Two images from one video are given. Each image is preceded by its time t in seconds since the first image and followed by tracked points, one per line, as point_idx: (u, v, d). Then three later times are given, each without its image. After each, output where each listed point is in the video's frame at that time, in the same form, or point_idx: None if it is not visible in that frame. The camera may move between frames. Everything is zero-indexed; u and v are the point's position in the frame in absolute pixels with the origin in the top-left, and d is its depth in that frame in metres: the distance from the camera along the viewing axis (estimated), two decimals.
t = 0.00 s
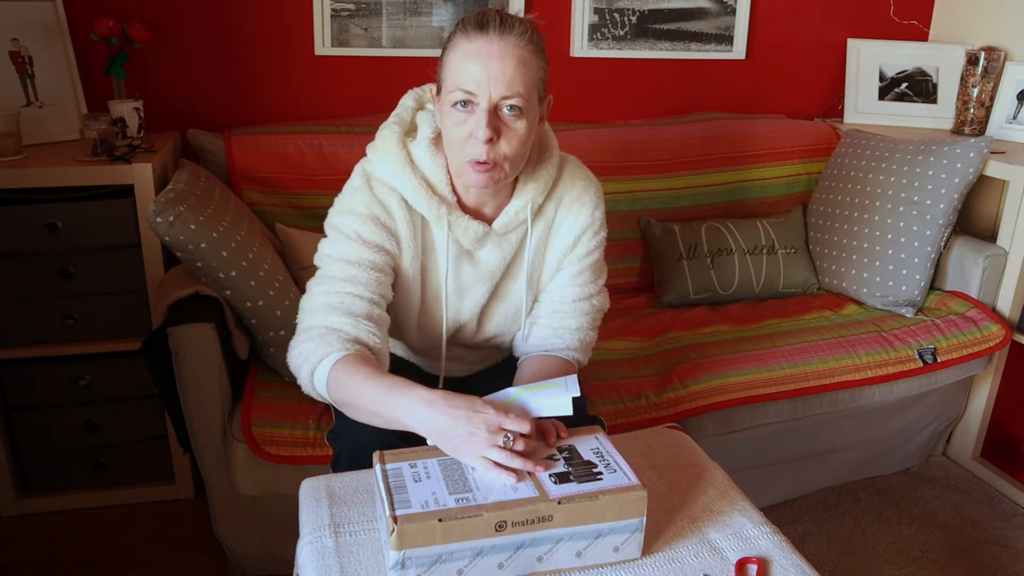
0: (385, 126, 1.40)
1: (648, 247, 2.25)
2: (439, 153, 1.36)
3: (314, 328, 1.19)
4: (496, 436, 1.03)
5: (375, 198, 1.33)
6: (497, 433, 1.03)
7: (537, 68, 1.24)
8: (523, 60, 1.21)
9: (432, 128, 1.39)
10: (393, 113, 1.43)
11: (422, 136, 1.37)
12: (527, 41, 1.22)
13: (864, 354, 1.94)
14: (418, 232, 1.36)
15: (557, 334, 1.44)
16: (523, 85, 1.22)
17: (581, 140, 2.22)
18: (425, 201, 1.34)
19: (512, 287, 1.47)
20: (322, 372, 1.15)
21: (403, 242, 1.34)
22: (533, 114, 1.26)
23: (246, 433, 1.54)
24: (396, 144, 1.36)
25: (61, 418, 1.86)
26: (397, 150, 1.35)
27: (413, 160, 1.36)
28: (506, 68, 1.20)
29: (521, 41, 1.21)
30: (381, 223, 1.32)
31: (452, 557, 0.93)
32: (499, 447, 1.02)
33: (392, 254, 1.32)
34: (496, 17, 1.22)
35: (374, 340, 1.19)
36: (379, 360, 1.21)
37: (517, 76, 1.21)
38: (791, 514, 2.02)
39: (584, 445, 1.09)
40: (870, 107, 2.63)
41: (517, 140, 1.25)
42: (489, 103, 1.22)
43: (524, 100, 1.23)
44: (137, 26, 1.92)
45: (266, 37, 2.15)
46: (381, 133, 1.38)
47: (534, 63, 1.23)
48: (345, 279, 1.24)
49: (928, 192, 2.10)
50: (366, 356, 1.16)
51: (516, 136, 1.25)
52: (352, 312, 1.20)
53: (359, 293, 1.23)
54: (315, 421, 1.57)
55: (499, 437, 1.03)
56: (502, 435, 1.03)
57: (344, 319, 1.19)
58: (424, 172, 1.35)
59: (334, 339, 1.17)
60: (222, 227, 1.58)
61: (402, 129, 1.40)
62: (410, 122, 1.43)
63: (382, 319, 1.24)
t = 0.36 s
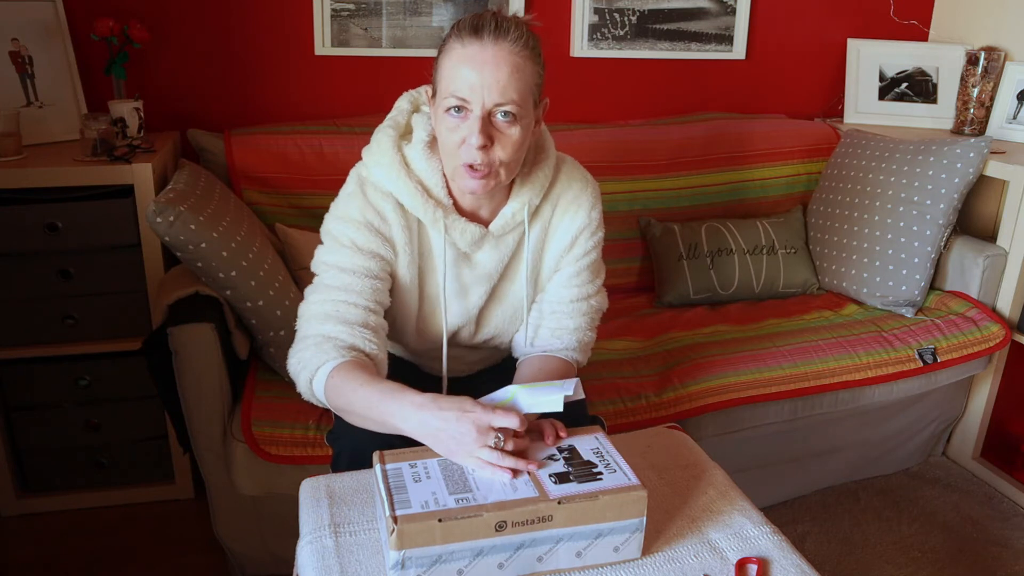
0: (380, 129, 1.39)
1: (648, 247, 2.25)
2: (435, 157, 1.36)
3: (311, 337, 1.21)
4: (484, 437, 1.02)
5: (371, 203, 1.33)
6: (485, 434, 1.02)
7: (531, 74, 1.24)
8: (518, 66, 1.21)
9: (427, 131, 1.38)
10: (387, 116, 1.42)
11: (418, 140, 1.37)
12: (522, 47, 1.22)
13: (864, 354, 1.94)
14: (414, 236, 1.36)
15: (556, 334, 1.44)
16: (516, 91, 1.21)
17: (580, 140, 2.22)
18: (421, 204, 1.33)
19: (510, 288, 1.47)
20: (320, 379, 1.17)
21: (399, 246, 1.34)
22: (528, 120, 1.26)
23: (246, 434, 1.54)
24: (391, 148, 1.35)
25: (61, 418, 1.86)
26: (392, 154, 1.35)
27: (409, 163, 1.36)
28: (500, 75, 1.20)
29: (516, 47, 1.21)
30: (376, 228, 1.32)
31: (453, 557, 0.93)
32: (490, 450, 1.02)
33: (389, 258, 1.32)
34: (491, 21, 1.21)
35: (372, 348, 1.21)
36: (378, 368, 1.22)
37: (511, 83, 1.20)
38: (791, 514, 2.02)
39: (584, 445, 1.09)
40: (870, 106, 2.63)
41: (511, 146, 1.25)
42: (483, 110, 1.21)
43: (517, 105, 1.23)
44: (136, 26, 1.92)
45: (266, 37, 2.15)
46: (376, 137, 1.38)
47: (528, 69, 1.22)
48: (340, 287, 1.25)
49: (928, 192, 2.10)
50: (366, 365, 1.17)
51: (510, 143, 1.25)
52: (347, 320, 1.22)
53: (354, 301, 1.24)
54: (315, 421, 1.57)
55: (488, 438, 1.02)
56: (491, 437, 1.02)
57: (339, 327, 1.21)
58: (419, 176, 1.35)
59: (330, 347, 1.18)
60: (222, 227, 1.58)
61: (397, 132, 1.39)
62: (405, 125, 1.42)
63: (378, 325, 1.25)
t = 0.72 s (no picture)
0: (378, 130, 1.40)
1: (648, 247, 2.25)
2: (433, 157, 1.36)
3: (311, 341, 1.23)
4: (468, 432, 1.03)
5: (368, 204, 1.33)
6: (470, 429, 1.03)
7: (534, 78, 1.24)
8: (521, 71, 1.21)
9: (425, 131, 1.38)
10: (386, 117, 1.43)
11: (415, 140, 1.37)
12: (524, 51, 1.21)
13: (864, 354, 1.94)
14: (413, 236, 1.36)
15: (555, 335, 1.44)
16: (519, 96, 1.22)
17: (580, 140, 2.22)
18: (419, 204, 1.33)
19: (508, 288, 1.47)
20: (320, 381, 1.19)
21: (397, 247, 1.34)
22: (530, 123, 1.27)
23: (246, 433, 1.54)
24: (389, 148, 1.35)
25: (61, 418, 1.86)
26: (390, 155, 1.35)
27: (407, 164, 1.36)
28: (503, 81, 1.20)
29: (519, 51, 1.21)
30: (374, 230, 1.32)
31: (453, 557, 0.93)
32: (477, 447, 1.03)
33: (387, 259, 1.33)
34: (493, 24, 1.21)
35: (372, 352, 1.22)
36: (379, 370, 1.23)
37: (514, 88, 1.21)
38: (791, 514, 2.02)
39: (584, 445, 1.09)
40: (870, 107, 2.63)
41: (514, 150, 1.26)
42: (486, 115, 1.22)
43: (520, 109, 1.23)
44: (137, 26, 1.92)
45: (267, 37, 2.15)
46: (374, 137, 1.38)
47: (530, 73, 1.22)
48: (337, 290, 1.26)
49: (928, 192, 2.10)
50: (367, 368, 1.19)
51: (513, 147, 1.26)
52: (346, 324, 1.23)
53: (352, 304, 1.25)
54: (315, 421, 1.57)
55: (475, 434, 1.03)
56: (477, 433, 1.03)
57: (338, 331, 1.22)
58: (418, 177, 1.35)
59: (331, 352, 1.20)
60: (222, 227, 1.58)
61: (395, 132, 1.40)
62: (403, 125, 1.42)
63: (378, 328, 1.26)
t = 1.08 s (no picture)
0: (378, 132, 1.39)
1: (648, 247, 2.25)
2: (433, 158, 1.36)
3: (318, 347, 1.25)
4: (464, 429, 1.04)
5: (369, 207, 1.33)
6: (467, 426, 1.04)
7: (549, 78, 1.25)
8: (541, 71, 1.22)
9: (425, 133, 1.37)
10: (387, 118, 1.43)
11: (416, 141, 1.36)
12: (541, 51, 1.23)
13: (864, 354, 1.94)
14: (413, 238, 1.36)
15: (555, 335, 1.44)
16: (541, 95, 1.22)
17: (580, 140, 2.22)
18: (419, 206, 1.33)
19: (510, 288, 1.47)
20: (329, 386, 1.21)
21: (398, 249, 1.34)
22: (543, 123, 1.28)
23: (246, 434, 1.54)
24: (389, 151, 1.35)
25: (61, 418, 1.86)
26: (389, 157, 1.35)
27: (407, 165, 1.36)
28: (529, 80, 1.20)
29: (537, 52, 1.22)
30: (373, 233, 1.32)
31: (453, 557, 0.93)
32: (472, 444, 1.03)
33: (389, 261, 1.33)
34: (507, 27, 1.21)
35: (381, 356, 1.24)
36: (387, 373, 1.25)
37: (538, 87, 1.21)
38: (791, 514, 2.02)
39: (584, 445, 1.09)
40: (870, 106, 2.63)
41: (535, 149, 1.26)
42: (514, 116, 1.21)
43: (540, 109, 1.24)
44: (137, 26, 1.92)
45: (267, 37, 2.15)
46: (374, 139, 1.38)
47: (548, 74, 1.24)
48: (341, 296, 1.28)
49: (928, 192, 2.10)
50: (375, 371, 1.21)
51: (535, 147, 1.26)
52: (351, 328, 1.25)
53: (356, 309, 1.26)
54: (316, 422, 1.57)
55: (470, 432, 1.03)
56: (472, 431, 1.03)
57: (344, 336, 1.24)
58: (418, 179, 1.35)
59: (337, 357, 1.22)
60: (222, 227, 1.58)
61: (396, 134, 1.39)
62: (404, 126, 1.42)
63: (386, 330, 1.28)
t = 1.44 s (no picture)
0: (373, 137, 1.39)
1: (648, 247, 2.25)
2: (429, 162, 1.35)
3: (323, 357, 1.27)
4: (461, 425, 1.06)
5: (366, 213, 1.33)
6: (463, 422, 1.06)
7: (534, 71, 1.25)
8: (526, 66, 1.22)
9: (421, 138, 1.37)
10: (383, 123, 1.43)
11: (410, 147, 1.35)
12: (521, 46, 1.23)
13: (864, 354, 1.94)
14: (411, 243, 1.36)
15: (554, 335, 1.44)
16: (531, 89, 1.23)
17: (580, 140, 2.22)
18: (416, 211, 1.33)
19: (509, 289, 1.47)
20: (336, 394, 1.23)
21: (395, 255, 1.34)
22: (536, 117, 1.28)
23: (247, 433, 1.54)
24: (384, 157, 1.35)
25: (61, 418, 1.86)
26: (386, 163, 1.34)
27: (403, 170, 1.35)
28: (517, 76, 1.20)
29: (518, 48, 1.22)
30: (370, 240, 1.32)
31: (452, 557, 0.93)
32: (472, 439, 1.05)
33: (387, 266, 1.33)
34: (484, 27, 1.21)
35: (387, 361, 1.26)
36: (393, 376, 1.27)
37: (527, 82, 1.21)
38: (791, 514, 2.02)
39: (584, 445, 1.09)
40: (870, 106, 2.63)
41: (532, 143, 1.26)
42: (509, 114, 1.21)
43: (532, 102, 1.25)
44: (137, 26, 1.92)
45: (267, 37, 2.15)
46: (370, 145, 1.37)
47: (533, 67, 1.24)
48: (342, 305, 1.29)
49: (928, 192, 2.10)
50: (380, 377, 1.23)
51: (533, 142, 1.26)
52: (353, 337, 1.26)
53: (359, 317, 1.27)
54: (316, 422, 1.57)
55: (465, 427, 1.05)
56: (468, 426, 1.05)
57: (347, 345, 1.25)
58: (414, 183, 1.35)
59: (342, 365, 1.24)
60: (222, 227, 1.58)
61: (392, 139, 1.39)
62: (400, 130, 1.42)
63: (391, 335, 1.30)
